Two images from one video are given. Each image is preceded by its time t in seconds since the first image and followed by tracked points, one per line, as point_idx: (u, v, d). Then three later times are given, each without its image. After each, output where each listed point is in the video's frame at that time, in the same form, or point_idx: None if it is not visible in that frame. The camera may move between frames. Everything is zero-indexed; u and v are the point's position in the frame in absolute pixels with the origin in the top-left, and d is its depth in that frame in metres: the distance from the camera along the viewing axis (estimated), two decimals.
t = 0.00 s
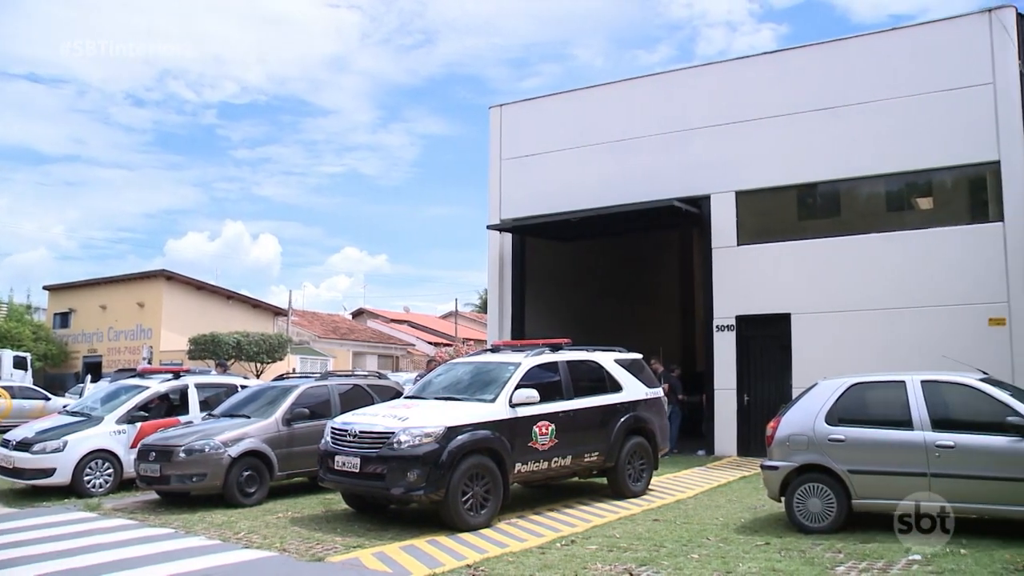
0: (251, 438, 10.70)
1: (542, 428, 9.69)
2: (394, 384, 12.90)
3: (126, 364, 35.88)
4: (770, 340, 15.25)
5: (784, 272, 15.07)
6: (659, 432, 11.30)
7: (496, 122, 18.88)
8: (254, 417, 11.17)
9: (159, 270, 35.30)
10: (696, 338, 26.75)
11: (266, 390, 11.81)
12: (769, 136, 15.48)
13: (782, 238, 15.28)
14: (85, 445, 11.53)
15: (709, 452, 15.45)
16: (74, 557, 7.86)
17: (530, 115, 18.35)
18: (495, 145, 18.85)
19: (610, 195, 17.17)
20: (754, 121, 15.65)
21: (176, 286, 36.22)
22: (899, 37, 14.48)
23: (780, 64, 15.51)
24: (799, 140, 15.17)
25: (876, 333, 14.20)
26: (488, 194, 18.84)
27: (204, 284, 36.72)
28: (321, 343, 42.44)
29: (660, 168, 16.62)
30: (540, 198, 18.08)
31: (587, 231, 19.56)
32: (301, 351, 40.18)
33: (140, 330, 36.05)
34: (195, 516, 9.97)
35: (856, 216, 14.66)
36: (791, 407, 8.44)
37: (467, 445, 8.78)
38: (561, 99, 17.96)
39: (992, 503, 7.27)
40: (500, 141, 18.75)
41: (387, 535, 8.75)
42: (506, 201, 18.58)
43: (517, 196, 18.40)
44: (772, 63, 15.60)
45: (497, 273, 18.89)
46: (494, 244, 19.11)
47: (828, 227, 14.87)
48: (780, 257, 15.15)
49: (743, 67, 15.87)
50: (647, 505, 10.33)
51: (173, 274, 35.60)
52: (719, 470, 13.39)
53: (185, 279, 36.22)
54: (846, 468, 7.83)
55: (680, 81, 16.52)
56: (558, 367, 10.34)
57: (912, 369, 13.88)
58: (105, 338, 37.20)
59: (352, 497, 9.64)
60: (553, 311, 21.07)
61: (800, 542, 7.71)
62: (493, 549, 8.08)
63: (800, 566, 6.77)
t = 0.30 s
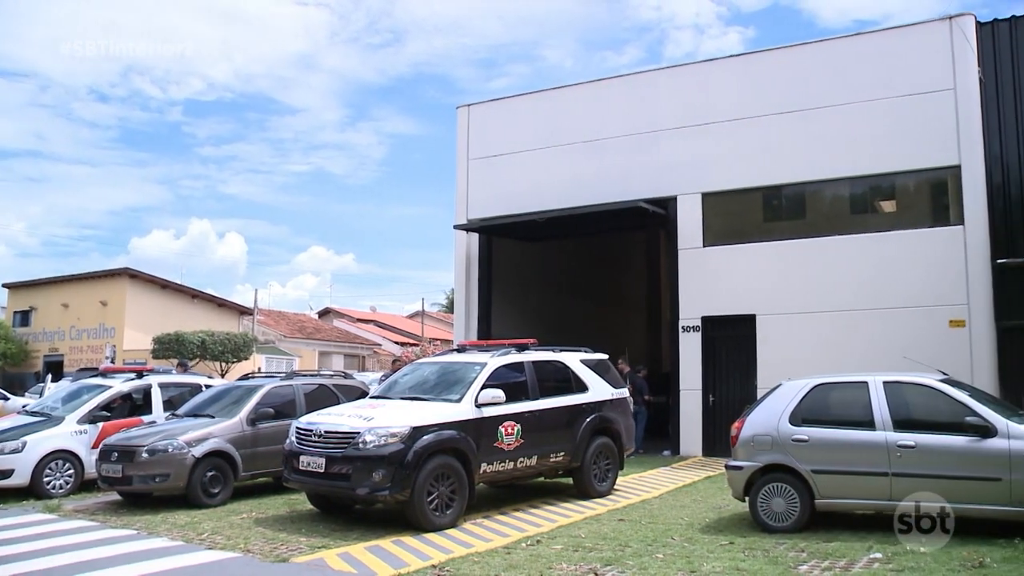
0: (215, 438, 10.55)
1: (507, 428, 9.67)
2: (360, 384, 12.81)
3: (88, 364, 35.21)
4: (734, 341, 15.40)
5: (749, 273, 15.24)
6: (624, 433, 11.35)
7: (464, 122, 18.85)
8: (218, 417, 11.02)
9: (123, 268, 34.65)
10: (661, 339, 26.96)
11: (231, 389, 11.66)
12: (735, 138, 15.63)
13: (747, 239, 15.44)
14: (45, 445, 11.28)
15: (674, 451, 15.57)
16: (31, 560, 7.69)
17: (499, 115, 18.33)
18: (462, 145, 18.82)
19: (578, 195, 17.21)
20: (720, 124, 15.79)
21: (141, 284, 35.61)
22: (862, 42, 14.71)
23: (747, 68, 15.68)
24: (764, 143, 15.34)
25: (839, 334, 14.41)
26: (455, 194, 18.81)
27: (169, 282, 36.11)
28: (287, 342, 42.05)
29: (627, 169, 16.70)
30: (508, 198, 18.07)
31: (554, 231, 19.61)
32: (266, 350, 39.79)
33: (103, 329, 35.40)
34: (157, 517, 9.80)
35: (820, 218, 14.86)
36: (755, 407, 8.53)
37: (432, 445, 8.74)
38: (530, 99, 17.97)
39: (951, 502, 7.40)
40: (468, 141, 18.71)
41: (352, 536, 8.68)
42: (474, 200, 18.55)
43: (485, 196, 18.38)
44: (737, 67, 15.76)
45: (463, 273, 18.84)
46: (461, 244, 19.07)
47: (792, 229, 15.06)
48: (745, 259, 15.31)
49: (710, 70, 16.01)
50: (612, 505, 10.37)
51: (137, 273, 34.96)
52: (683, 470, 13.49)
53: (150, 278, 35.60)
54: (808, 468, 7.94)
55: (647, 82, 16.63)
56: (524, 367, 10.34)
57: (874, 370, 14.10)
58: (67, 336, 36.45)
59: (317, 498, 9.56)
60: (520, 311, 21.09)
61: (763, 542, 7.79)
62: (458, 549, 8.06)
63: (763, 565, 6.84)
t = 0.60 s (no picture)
0: (179, 438, 10.38)
1: (473, 428, 9.65)
2: (327, 384, 12.69)
3: (49, 363, 34.48)
4: (700, 341, 15.51)
5: (715, 274, 15.37)
6: (590, 433, 11.37)
7: (431, 122, 18.79)
8: (181, 416, 10.85)
9: (86, 266, 33.93)
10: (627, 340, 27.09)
11: (196, 389, 11.49)
12: (702, 140, 15.76)
13: (713, 240, 15.58)
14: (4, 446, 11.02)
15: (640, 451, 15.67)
16: None
17: (467, 114, 18.29)
18: (429, 145, 18.76)
19: (546, 195, 17.23)
20: (687, 125, 15.91)
21: (105, 282, 34.92)
22: (827, 47, 14.92)
23: (714, 70, 15.81)
24: (730, 145, 15.48)
25: (802, 335, 14.60)
26: (422, 193, 18.74)
27: (133, 281, 35.45)
28: (252, 341, 41.57)
29: (595, 169, 16.76)
30: (476, 198, 18.03)
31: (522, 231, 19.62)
32: (232, 350, 39.30)
33: (65, 328, 34.68)
34: (119, 518, 9.62)
35: (785, 220, 15.04)
36: (720, 408, 8.61)
37: (398, 445, 8.69)
38: (499, 99, 17.95)
39: (911, 501, 7.52)
40: (437, 140, 18.65)
41: (317, 536, 8.60)
42: (442, 199, 18.49)
43: (453, 195, 18.32)
44: (705, 69, 15.89)
45: (430, 273, 18.77)
46: (428, 244, 19.00)
47: (757, 231, 15.22)
48: (711, 260, 15.45)
49: (678, 72, 16.12)
50: (578, 505, 10.40)
51: (101, 271, 34.26)
52: (649, 470, 13.57)
53: (114, 276, 34.92)
54: (772, 468, 8.03)
55: (616, 83, 16.70)
56: (490, 367, 10.32)
57: (838, 370, 14.30)
58: (27, 335, 35.66)
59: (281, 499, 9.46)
60: (487, 311, 21.07)
61: (728, 541, 7.86)
62: (424, 549, 8.03)
63: (727, 564, 6.90)
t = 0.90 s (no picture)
0: (148, 438, 10.23)
1: (444, 428, 9.62)
2: (298, 384, 12.58)
3: (15, 363, 33.84)
4: (671, 342, 15.60)
5: (687, 274, 15.47)
6: (561, 433, 11.38)
7: (404, 122, 18.71)
8: (150, 416, 10.70)
9: (54, 265, 33.30)
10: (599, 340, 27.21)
11: (165, 388, 11.34)
12: (674, 142, 15.85)
13: (685, 241, 15.68)
14: None
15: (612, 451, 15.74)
16: None
17: (440, 113, 18.23)
18: (402, 144, 18.68)
19: (519, 195, 17.22)
20: (661, 127, 15.99)
21: (73, 281, 34.32)
22: (798, 51, 15.07)
23: (686, 72, 15.91)
24: (702, 147, 15.59)
25: (773, 336, 14.74)
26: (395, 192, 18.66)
27: (102, 279, 34.89)
28: (223, 341, 41.20)
29: (569, 170, 16.79)
30: (449, 197, 17.98)
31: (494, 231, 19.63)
32: (202, 349, 38.87)
33: (32, 327, 34.04)
34: (87, 519, 9.46)
35: (757, 221, 15.17)
36: (691, 408, 8.66)
37: (369, 445, 8.64)
38: (472, 98, 17.91)
39: (878, 499, 7.62)
40: (409, 139, 18.57)
41: (288, 537, 8.52)
42: (414, 199, 18.41)
43: (426, 195, 18.25)
44: (677, 71, 15.98)
45: (403, 272, 18.71)
46: (400, 243, 18.92)
47: (729, 232, 15.33)
48: (683, 261, 15.54)
49: (650, 73, 16.20)
50: (550, 505, 10.41)
51: (69, 269, 33.67)
52: (621, 470, 13.62)
53: (82, 275, 34.35)
54: (742, 468, 8.09)
55: (589, 84, 16.74)
56: (461, 367, 10.30)
57: (808, 371, 14.45)
58: None
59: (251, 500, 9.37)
60: (459, 311, 21.06)
61: (698, 541, 7.91)
62: (395, 549, 8.00)
63: (697, 564, 6.94)
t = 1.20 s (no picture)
0: (122, 438, 10.10)
1: (420, 428, 9.58)
2: (274, 384, 12.48)
3: None
4: (647, 342, 15.66)
5: (663, 275, 15.54)
6: (537, 433, 11.38)
7: (380, 121, 18.62)
8: (123, 416, 10.56)
9: (25, 263, 32.72)
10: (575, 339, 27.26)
11: (139, 388, 11.20)
12: (651, 143, 15.91)
13: (661, 242, 15.75)
14: None
15: (588, 451, 15.78)
16: None
17: (418, 112, 18.16)
18: (378, 144, 18.59)
19: (496, 195, 17.20)
20: (637, 128, 16.05)
21: (45, 279, 33.78)
22: (774, 53, 15.17)
23: (663, 74, 15.97)
24: (679, 149, 15.66)
25: (748, 336, 14.84)
26: (371, 192, 18.57)
27: (74, 278, 34.37)
28: (197, 340, 40.89)
29: (545, 170, 16.80)
30: (425, 196, 17.92)
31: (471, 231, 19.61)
32: (176, 348, 38.46)
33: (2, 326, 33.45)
34: (58, 521, 9.31)
35: (732, 222, 15.26)
36: (666, 408, 8.70)
37: (345, 446, 8.58)
38: (449, 98, 17.86)
39: (851, 499, 7.70)
40: (386, 138, 18.49)
41: (262, 538, 8.46)
42: (391, 198, 18.33)
43: (402, 194, 18.18)
44: (655, 73, 16.04)
45: (379, 272, 18.63)
46: (376, 243, 18.84)
47: (705, 233, 15.41)
48: (659, 262, 15.61)
49: (628, 75, 16.25)
50: (526, 505, 10.41)
51: (41, 268, 33.11)
52: (596, 470, 13.65)
53: (55, 273, 33.80)
54: (717, 468, 8.14)
55: (566, 84, 16.76)
56: (437, 367, 10.27)
57: (782, 371, 14.56)
58: None
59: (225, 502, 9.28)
60: (435, 310, 21.01)
61: (674, 540, 7.95)
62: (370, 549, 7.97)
63: (672, 563, 6.97)
